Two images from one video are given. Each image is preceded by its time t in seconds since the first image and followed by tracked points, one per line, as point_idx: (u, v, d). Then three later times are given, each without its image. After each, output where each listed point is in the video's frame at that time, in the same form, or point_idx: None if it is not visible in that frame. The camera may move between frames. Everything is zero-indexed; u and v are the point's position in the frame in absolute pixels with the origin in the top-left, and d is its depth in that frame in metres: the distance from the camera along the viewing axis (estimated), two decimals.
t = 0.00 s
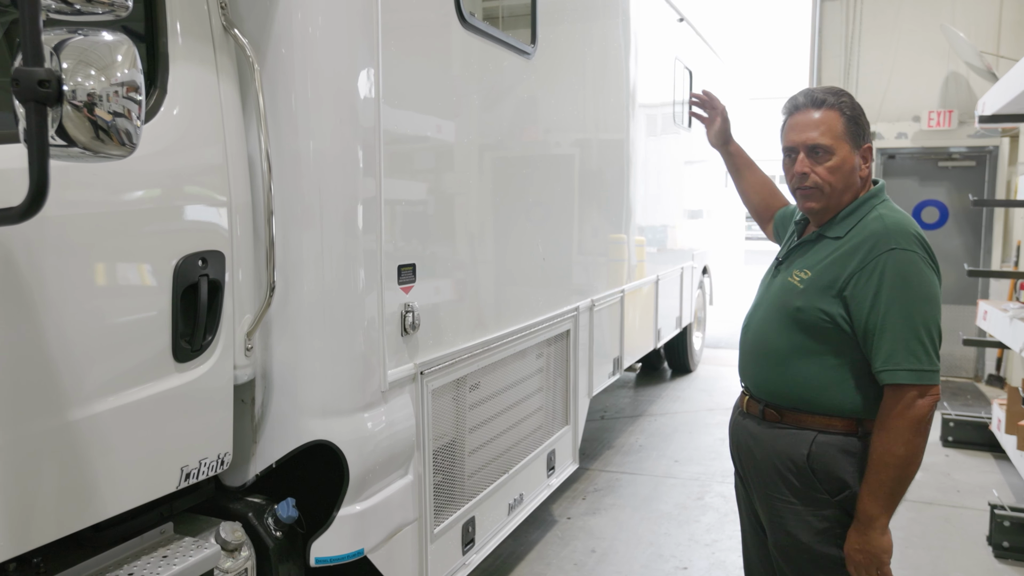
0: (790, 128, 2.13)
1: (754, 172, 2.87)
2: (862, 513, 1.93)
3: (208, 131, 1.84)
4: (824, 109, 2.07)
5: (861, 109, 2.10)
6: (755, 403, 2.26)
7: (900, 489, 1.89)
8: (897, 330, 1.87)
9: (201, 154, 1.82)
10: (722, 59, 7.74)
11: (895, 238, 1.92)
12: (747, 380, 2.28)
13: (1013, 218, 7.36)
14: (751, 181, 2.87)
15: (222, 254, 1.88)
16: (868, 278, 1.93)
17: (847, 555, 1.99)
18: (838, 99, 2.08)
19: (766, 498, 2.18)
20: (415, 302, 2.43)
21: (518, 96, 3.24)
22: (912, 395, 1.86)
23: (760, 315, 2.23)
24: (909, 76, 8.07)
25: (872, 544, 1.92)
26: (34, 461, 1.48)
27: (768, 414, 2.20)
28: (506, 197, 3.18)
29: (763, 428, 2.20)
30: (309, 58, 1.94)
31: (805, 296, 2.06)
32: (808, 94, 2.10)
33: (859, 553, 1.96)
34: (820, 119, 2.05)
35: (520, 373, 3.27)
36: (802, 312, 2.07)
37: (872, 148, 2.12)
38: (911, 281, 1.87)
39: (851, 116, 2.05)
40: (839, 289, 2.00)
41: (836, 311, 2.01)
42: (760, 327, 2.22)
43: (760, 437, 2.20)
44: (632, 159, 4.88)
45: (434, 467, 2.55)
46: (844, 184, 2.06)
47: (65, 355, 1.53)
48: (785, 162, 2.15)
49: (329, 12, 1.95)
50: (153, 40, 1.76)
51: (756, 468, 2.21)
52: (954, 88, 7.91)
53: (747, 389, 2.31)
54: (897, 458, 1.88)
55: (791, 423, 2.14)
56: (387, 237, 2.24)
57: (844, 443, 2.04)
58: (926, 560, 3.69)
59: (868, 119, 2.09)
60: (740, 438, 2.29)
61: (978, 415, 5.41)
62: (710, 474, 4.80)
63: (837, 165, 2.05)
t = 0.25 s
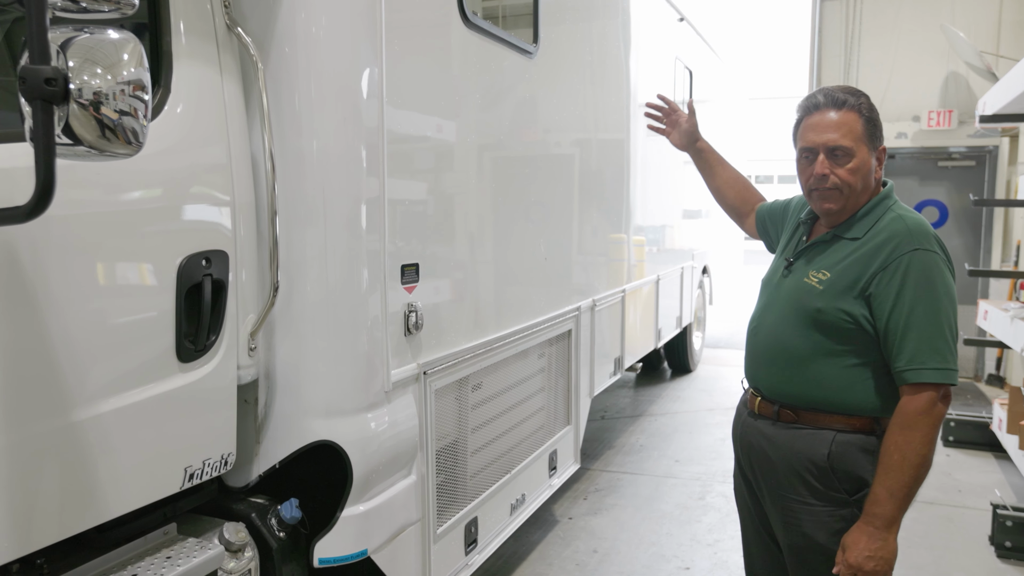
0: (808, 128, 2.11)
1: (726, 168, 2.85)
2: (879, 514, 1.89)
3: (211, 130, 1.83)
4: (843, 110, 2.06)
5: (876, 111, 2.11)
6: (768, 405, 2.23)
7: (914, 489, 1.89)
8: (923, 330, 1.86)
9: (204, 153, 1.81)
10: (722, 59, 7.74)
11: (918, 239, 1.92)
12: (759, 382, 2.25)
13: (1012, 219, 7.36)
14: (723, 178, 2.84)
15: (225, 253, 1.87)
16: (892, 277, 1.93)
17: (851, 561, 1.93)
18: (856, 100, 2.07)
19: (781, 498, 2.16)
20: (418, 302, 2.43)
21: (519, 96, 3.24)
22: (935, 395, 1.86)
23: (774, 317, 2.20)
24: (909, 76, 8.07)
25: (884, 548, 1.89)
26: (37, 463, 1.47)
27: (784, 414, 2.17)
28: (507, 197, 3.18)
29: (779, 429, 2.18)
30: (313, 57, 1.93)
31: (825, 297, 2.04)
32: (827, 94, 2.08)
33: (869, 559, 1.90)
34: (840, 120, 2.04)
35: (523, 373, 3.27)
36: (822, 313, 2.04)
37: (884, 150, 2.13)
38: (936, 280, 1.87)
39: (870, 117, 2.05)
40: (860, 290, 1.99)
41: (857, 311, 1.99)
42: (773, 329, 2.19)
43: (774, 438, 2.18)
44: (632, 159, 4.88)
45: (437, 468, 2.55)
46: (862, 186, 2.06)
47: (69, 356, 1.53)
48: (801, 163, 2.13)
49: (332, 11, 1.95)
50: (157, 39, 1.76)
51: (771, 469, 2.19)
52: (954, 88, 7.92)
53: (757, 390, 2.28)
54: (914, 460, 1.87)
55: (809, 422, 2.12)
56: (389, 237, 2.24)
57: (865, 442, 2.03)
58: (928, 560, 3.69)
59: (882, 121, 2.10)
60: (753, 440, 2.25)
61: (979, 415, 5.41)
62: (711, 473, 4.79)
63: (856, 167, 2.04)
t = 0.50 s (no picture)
0: (811, 125, 2.11)
1: (717, 176, 2.85)
2: (903, 510, 1.89)
3: (215, 128, 1.83)
4: (848, 107, 2.06)
5: (878, 108, 2.12)
6: (775, 403, 2.23)
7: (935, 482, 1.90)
8: (936, 323, 1.87)
9: (208, 150, 1.81)
10: (722, 58, 7.75)
11: (926, 234, 1.93)
12: (765, 381, 2.24)
13: (1011, 218, 7.37)
14: (715, 185, 2.84)
15: (229, 251, 1.87)
16: (901, 273, 1.93)
17: (879, 560, 1.92)
18: (860, 97, 2.08)
19: (789, 496, 2.15)
20: (420, 300, 2.43)
21: (520, 95, 3.24)
22: (949, 388, 1.87)
23: (780, 316, 2.20)
24: (908, 75, 8.09)
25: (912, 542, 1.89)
26: (42, 460, 1.47)
27: (791, 412, 2.17)
28: (509, 195, 3.19)
29: (785, 426, 2.18)
30: (316, 55, 1.93)
31: (833, 294, 2.04)
32: (832, 91, 2.09)
33: (898, 556, 1.89)
34: (844, 117, 2.05)
35: (524, 371, 3.27)
36: (831, 310, 2.04)
37: (886, 147, 2.15)
38: (946, 275, 1.88)
39: (874, 114, 2.06)
40: (869, 286, 1.99)
41: (866, 307, 1.99)
42: (779, 327, 2.19)
43: (781, 436, 2.18)
44: (632, 158, 4.89)
45: (440, 466, 2.55)
46: (866, 183, 2.07)
47: (74, 353, 1.53)
48: (805, 159, 2.13)
49: (336, 9, 1.95)
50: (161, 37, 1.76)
51: (779, 467, 2.18)
52: (953, 88, 7.93)
53: (763, 388, 2.27)
54: (934, 452, 1.88)
55: (817, 419, 2.12)
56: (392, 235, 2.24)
57: (872, 437, 2.04)
58: (928, 558, 3.70)
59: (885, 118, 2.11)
60: (758, 439, 2.25)
61: (978, 414, 5.42)
62: (711, 472, 4.80)
63: (861, 164, 2.05)
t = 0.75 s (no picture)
0: (802, 127, 2.13)
1: (707, 198, 2.85)
2: (895, 491, 1.91)
3: (214, 129, 1.83)
4: (838, 109, 2.08)
5: (868, 110, 2.13)
6: (772, 403, 2.24)
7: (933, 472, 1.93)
8: (937, 324, 1.89)
9: (208, 151, 1.82)
10: (719, 59, 7.76)
11: (922, 234, 1.95)
12: (762, 382, 2.26)
13: (1008, 218, 7.39)
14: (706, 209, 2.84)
15: (229, 252, 1.88)
16: (900, 273, 1.95)
17: (871, 540, 1.93)
18: (849, 99, 2.10)
19: (787, 496, 2.16)
20: (419, 300, 2.44)
21: (519, 96, 3.25)
22: (961, 385, 1.89)
23: (776, 317, 2.21)
24: (905, 76, 8.11)
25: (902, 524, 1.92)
26: (43, 460, 1.48)
27: (788, 412, 2.18)
28: (507, 196, 3.20)
29: (782, 426, 2.18)
30: (316, 56, 1.93)
31: (831, 295, 2.05)
32: (822, 93, 2.10)
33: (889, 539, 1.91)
34: (835, 119, 2.06)
35: (522, 372, 3.28)
36: (829, 311, 2.05)
37: (877, 148, 2.16)
38: (946, 273, 1.90)
39: (863, 116, 2.08)
40: (866, 287, 2.01)
41: (865, 308, 2.01)
42: (776, 328, 2.19)
43: (779, 436, 2.18)
44: (630, 158, 4.90)
45: (438, 466, 2.56)
46: (858, 184, 2.08)
47: (75, 354, 1.53)
48: (797, 162, 2.14)
49: (335, 10, 1.95)
50: (161, 38, 1.76)
51: (777, 467, 2.19)
52: (949, 88, 7.95)
53: (760, 389, 2.28)
54: (938, 443, 1.89)
55: (814, 418, 2.13)
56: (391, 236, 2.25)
57: (869, 436, 2.05)
58: (925, 557, 3.71)
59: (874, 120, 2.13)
60: (756, 440, 2.26)
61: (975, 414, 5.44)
62: (709, 472, 4.81)
63: (852, 165, 2.06)
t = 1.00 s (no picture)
0: (789, 130, 2.16)
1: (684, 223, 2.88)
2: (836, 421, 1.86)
3: (208, 131, 1.84)
4: (823, 111, 2.11)
5: (852, 112, 2.17)
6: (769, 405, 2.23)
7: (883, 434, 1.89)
8: (933, 317, 1.89)
9: (202, 154, 1.82)
10: (716, 59, 7.78)
11: (912, 231, 1.97)
12: (758, 386, 2.25)
13: (1003, 219, 7.42)
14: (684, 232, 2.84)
15: (223, 255, 1.89)
16: (892, 270, 1.96)
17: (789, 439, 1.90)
18: (834, 102, 2.14)
19: (783, 497, 2.17)
20: (414, 302, 2.45)
21: (514, 97, 3.26)
22: (949, 376, 1.86)
23: (771, 320, 2.20)
24: (901, 76, 8.13)
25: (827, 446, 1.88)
26: (37, 462, 1.48)
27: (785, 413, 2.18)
28: (503, 197, 3.21)
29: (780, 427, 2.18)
30: (309, 59, 1.94)
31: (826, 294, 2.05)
32: (808, 97, 2.13)
33: (807, 439, 1.88)
34: (820, 121, 2.10)
35: (518, 373, 3.29)
36: (824, 311, 2.05)
37: (862, 151, 2.20)
38: (936, 268, 1.92)
39: (848, 117, 2.11)
40: (860, 285, 2.01)
41: (860, 306, 2.00)
42: (770, 331, 2.19)
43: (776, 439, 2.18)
44: (626, 159, 4.91)
45: (433, 467, 2.57)
46: (845, 184, 2.11)
47: (69, 357, 1.54)
48: (785, 164, 2.17)
49: (330, 13, 1.96)
50: (155, 41, 1.77)
51: (774, 468, 2.19)
52: (945, 89, 7.98)
53: (755, 392, 2.28)
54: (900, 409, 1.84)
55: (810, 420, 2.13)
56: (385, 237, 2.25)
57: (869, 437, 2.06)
58: (919, 557, 3.73)
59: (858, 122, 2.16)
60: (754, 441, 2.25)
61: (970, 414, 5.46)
62: (705, 472, 4.82)
63: (839, 166, 2.09)
